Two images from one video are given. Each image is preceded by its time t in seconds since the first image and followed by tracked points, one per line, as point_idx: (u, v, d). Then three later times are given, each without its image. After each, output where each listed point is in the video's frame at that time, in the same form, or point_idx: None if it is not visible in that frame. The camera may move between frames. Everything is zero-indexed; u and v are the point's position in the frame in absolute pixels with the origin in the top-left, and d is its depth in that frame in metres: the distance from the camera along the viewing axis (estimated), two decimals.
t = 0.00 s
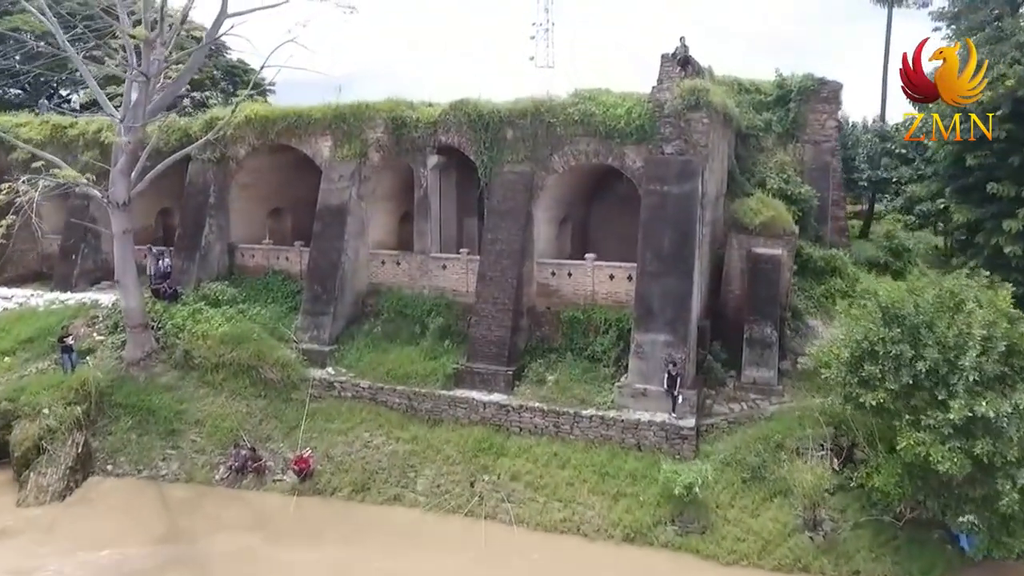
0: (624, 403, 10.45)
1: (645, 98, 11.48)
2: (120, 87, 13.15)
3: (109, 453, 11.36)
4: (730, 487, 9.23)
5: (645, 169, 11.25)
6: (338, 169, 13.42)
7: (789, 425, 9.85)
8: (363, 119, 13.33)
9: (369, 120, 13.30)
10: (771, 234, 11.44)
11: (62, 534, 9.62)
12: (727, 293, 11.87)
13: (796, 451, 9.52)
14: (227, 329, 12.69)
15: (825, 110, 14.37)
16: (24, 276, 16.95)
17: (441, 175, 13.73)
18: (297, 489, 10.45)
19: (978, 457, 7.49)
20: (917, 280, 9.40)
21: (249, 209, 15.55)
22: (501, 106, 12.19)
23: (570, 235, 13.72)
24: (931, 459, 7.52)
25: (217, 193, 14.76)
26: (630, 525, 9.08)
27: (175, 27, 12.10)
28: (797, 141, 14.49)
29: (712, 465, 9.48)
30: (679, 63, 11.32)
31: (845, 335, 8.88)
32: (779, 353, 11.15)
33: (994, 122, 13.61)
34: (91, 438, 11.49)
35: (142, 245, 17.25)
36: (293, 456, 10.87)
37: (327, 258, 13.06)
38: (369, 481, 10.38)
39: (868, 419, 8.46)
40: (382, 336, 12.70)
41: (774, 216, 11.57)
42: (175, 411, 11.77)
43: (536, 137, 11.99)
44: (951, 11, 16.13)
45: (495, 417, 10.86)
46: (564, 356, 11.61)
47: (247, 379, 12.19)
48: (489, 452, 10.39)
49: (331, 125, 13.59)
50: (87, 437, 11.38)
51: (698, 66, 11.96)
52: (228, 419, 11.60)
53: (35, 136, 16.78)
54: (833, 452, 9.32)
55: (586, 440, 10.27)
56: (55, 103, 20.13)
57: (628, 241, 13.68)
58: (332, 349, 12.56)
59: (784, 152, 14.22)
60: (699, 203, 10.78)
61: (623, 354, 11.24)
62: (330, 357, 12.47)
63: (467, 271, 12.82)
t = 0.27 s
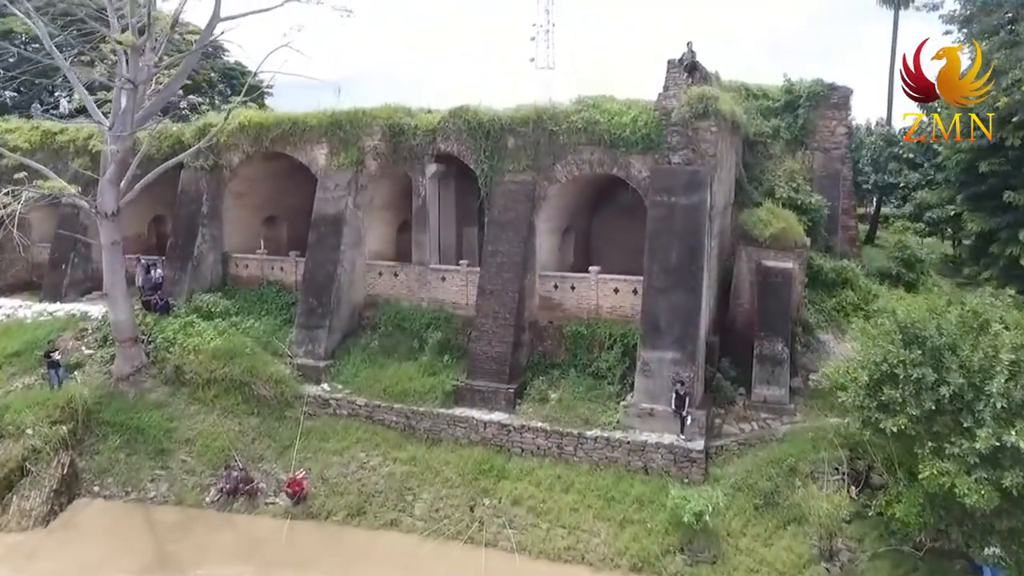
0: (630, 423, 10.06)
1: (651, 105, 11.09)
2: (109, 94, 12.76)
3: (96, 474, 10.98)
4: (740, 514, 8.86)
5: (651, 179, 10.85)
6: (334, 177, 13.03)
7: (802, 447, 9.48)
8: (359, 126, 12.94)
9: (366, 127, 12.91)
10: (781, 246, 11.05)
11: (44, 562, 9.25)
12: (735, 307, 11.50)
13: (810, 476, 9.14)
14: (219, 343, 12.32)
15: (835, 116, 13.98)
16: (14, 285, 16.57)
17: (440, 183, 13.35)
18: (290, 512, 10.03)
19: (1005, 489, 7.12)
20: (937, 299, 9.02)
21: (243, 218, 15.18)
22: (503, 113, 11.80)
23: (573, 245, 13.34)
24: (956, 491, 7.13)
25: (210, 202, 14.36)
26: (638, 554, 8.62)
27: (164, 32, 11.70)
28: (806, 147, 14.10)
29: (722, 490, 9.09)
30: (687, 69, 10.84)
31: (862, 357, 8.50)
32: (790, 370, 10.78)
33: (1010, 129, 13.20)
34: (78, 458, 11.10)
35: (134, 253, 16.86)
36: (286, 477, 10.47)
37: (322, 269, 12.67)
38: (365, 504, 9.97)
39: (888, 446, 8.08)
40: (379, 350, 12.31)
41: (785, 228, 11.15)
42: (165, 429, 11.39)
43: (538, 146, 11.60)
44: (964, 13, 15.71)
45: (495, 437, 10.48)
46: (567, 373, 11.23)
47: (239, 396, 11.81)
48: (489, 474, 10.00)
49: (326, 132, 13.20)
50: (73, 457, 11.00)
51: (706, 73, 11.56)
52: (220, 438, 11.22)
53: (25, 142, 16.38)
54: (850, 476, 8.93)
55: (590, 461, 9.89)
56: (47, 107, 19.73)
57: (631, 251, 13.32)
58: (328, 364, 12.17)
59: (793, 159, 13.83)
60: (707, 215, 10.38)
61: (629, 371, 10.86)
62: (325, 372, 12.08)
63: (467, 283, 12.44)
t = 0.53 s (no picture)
0: (636, 444, 9.67)
1: (657, 113, 10.69)
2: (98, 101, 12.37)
3: (82, 495, 10.58)
4: (753, 543, 8.42)
5: (657, 190, 10.47)
6: (330, 186, 12.63)
7: (818, 472, 9.14)
8: (356, 134, 12.55)
9: (362, 135, 12.52)
10: (792, 259, 10.66)
11: None
12: (744, 321, 11.11)
13: (825, 502, 8.74)
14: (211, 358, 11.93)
15: (845, 123, 13.59)
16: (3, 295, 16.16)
17: (439, 192, 12.96)
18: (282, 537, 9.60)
19: None
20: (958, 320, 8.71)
21: (237, 226, 14.79)
22: (503, 121, 11.41)
23: (576, 256, 12.96)
24: (985, 526, 6.71)
25: (202, 211, 13.97)
26: None
27: (153, 37, 11.31)
28: (816, 155, 13.72)
29: (733, 518, 8.69)
30: (693, 74, 10.42)
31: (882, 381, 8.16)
32: (802, 388, 10.39)
33: None
34: (63, 479, 10.71)
35: (126, 262, 16.47)
36: (279, 500, 10.06)
37: (317, 281, 12.27)
38: (361, 527, 9.52)
39: (909, 474, 7.69)
40: (376, 366, 11.92)
41: (797, 240, 10.75)
42: (154, 449, 10.99)
43: (540, 154, 11.20)
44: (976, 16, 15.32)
45: (496, 459, 10.09)
46: (570, 390, 10.84)
47: (230, 414, 11.41)
48: (490, 497, 9.59)
49: (321, 139, 12.81)
50: (57, 477, 10.59)
51: (714, 79, 11.18)
52: (211, 457, 10.82)
53: (13, 148, 15.97)
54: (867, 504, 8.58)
55: (594, 485, 9.51)
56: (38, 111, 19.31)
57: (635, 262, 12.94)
58: (323, 380, 11.78)
59: (802, 167, 13.44)
60: (717, 228, 10.00)
61: (635, 389, 10.46)
62: (320, 389, 11.68)
63: (467, 296, 12.05)
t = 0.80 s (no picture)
0: (643, 468, 9.28)
1: (664, 122, 10.29)
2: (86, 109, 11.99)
3: (66, 519, 10.18)
4: None
5: (664, 202, 10.07)
6: (325, 196, 12.23)
7: (833, 499, 8.73)
8: (352, 142, 12.16)
9: (358, 143, 12.12)
10: (805, 274, 10.27)
11: None
12: (754, 337, 10.72)
13: (842, 532, 8.27)
14: (201, 374, 11.52)
15: (856, 129, 13.19)
16: None
17: (438, 202, 12.57)
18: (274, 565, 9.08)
19: None
20: (981, 342, 8.31)
21: (231, 236, 14.40)
22: (504, 129, 11.02)
23: (579, 268, 12.57)
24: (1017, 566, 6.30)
25: (194, 221, 13.57)
26: None
27: (141, 42, 10.93)
28: (826, 163, 13.33)
29: (745, 548, 8.29)
30: (701, 82, 10.00)
31: (902, 406, 7.74)
32: (815, 408, 9.99)
33: None
34: (47, 502, 10.30)
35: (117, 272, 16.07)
36: (271, 525, 9.65)
37: (312, 295, 11.88)
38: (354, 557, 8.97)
39: (932, 506, 7.31)
40: (372, 383, 11.52)
41: (809, 254, 10.35)
42: (142, 470, 10.59)
43: (542, 164, 10.80)
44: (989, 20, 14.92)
45: (497, 483, 9.70)
46: (574, 409, 10.44)
47: (221, 433, 11.02)
48: (490, 523, 9.18)
49: (316, 148, 12.43)
50: (41, 501, 10.20)
51: (722, 86, 10.78)
52: (200, 479, 10.42)
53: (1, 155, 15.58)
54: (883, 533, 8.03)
55: (599, 511, 9.11)
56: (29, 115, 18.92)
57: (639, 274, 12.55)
58: (318, 398, 11.39)
59: (811, 175, 13.05)
60: (726, 243, 9.60)
61: (641, 409, 10.06)
62: (314, 407, 11.29)
63: (466, 310, 11.65)
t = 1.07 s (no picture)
0: (650, 494, 8.88)
1: (671, 131, 9.90)
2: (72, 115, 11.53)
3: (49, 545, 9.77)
4: None
5: (671, 214, 9.68)
6: (320, 207, 11.84)
7: (850, 529, 8.32)
8: (347, 150, 11.75)
9: (354, 151, 11.72)
10: (818, 289, 9.87)
11: None
12: (764, 354, 10.30)
13: (860, 564, 7.78)
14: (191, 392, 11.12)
15: (867, 136, 12.79)
16: None
17: (436, 213, 12.18)
18: None
19: None
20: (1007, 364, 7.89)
21: (224, 246, 14.01)
22: (505, 138, 10.62)
23: (581, 280, 12.18)
24: None
25: (185, 231, 13.17)
26: None
27: (128, 48, 10.54)
28: (836, 172, 12.94)
29: None
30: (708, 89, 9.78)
31: (925, 433, 7.32)
32: (829, 430, 9.60)
33: None
34: (29, 526, 9.88)
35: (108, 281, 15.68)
36: (262, 552, 9.21)
37: (306, 309, 11.48)
38: None
39: (957, 540, 6.93)
40: (368, 400, 11.12)
41: (822, 268, 9.94)
42: (128, 492, 10.19)
43: (544, 174, 10.40)
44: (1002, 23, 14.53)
45: (498, 508, 9.30)
46: (577, 430, 10.05)
47: (211, 454, 10.63)
48: (491, 551, 8.76)
49: (311, 156, 12.03)
50: (23, 526, 9.79)
51: (731, 94, 10.39)
52: (189, 503, 10.02)
53: None
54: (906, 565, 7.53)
55: (604, 539, 8.72)
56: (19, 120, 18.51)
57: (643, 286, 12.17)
58: (312, 416, 10.99)
59: (821, 184, 12.66)
60: (737, 257, 9.20)
61: (647, 431, 9.67)
62: (308, 426, 10.89)
63: (466, 325, 11.25)
